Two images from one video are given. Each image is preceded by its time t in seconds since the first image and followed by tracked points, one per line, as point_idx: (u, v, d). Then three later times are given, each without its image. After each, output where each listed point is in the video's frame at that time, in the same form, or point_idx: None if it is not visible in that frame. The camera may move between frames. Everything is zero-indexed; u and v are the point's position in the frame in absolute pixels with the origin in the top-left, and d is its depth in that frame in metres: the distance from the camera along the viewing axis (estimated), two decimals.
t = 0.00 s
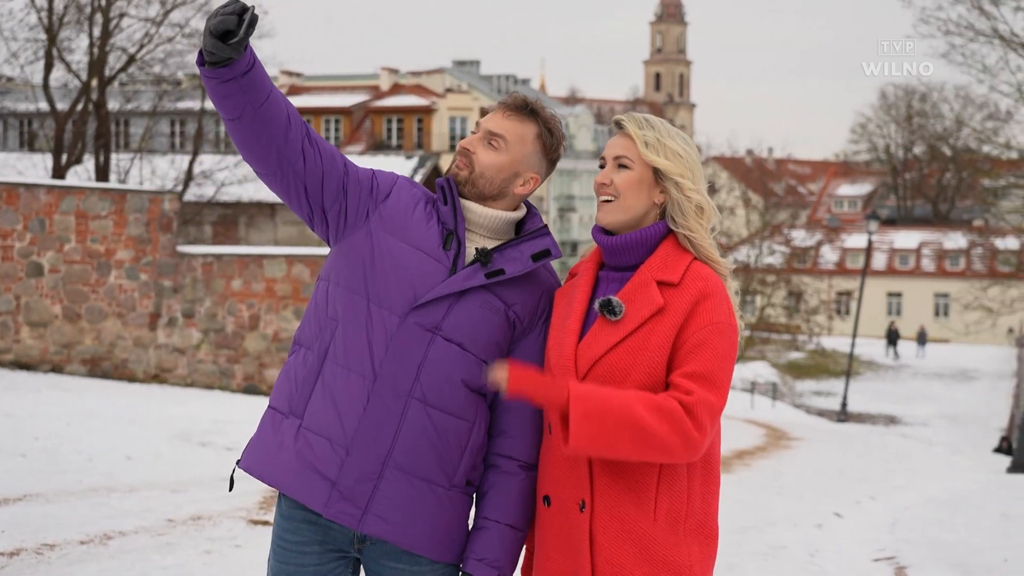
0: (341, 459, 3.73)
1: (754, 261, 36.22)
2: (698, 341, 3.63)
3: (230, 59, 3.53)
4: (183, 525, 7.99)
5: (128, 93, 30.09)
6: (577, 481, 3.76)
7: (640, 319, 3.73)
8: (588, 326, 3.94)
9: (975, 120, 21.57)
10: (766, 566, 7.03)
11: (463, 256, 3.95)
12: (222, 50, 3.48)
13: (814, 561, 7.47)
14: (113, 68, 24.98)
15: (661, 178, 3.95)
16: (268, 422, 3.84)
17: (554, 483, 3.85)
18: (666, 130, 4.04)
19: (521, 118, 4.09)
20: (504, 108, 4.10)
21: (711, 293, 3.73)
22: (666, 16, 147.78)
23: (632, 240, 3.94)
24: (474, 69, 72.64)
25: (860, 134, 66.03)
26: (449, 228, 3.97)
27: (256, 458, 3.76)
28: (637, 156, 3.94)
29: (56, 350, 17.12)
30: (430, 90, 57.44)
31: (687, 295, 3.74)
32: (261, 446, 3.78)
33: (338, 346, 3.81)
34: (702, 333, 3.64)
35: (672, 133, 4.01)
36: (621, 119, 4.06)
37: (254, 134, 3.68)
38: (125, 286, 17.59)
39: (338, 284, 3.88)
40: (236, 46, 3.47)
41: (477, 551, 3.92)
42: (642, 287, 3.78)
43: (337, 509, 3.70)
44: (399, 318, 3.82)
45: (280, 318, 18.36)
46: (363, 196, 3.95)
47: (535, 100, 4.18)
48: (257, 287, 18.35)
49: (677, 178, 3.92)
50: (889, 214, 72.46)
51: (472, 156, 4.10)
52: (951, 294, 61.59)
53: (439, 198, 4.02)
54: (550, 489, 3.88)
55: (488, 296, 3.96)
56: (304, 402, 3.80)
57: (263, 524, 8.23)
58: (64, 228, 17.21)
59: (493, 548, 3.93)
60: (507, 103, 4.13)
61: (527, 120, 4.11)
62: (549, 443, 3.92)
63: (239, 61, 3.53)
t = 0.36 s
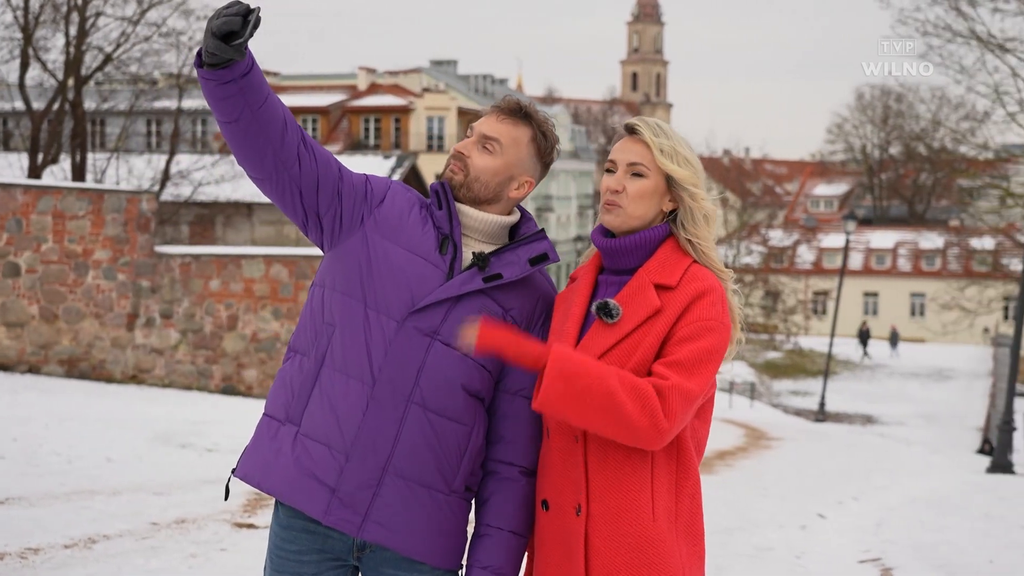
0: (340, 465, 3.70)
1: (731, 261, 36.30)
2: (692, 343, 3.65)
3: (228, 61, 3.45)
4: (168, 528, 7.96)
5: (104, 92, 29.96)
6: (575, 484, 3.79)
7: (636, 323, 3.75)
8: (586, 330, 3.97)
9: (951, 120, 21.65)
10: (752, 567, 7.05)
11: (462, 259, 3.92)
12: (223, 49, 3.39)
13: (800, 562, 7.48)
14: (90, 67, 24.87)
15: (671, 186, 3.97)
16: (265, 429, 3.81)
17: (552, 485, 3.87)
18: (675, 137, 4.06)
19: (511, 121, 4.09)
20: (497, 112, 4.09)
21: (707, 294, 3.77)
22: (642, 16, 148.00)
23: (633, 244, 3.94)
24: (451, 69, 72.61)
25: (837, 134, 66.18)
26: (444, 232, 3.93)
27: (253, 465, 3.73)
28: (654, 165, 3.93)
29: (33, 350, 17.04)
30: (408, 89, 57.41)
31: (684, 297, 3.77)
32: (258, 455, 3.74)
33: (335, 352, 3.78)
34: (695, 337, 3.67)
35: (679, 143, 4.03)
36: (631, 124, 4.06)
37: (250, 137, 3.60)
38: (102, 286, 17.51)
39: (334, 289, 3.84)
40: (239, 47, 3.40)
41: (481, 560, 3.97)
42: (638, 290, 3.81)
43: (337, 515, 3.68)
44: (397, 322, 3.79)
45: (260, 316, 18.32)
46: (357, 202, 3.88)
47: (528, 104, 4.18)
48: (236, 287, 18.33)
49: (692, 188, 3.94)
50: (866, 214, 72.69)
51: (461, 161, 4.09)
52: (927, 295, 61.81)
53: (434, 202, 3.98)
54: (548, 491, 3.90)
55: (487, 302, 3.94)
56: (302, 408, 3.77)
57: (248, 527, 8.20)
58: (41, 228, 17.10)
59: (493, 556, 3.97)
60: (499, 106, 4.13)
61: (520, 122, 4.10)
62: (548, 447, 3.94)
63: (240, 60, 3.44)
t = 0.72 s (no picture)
0: (336, 471, 3.68)
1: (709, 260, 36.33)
2: (696, 360, 3.66)
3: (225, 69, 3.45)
4: (152, 531, 7.92)
5: (80, 91, 29.82)
6: (572, 489, 3.78)
7: (635, 330, 3.75)
8: (584, 336, 3.95)
9: (928, 119, 21.71)
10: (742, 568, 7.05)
11: (459, 263, 3.89)
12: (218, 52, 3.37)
13: (787, 562, 7.47)
14: (66, 66, 24.74)
15: (643, 175, 3.92)
16: (260, 433, 3.78)
17: (550, 491, 3.86)
18: (661, 134, 4.02)
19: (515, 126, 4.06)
20: (499, 114, 4.06)
21: (705, 304, 3.75)
22: (619, 14, 148.13)
23: (622, 247, 3.92)
24: (429, 68, 72.54)
25: (813, 133, 66.34)
26: (443, 234, 3.90)
27: (250, 467, 3.70)
28: (623, 158, 3.94)
29: (10, 351, 16.88)
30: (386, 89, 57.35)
31: (683, 307, 3.76)
32: (255, 458, 3.71)
33: (332, 355, 3.75)
34: (699, 356, 3.66)
35: (662, 136, 3.98)
36: (621, 129, 4.06)
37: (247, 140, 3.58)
38: (79, 286, 17.42)
39: (331, 292, 3.82)
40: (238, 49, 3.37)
41: (475, 566, 3.92)
42: (637, 295, 3.80)
43: (332, 521, 3.66)
44: (394, 326, 3.77)
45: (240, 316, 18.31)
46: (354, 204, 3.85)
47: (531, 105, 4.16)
48: (214, 287, 18.31)
49: (656, 171, 3.87)
50: (843, 213, 72.86)
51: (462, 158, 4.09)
52: (903, 294, 61.98)
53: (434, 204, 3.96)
54: (545, 497, 3.89)
55: (485, 305, 3.91)
56: (299, 412, 3.74)
57: (233, 529, 8.16)
58: (18, 227, 16.97)
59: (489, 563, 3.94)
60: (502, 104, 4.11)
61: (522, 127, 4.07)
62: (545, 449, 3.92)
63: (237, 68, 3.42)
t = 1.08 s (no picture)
0: (332, 476, 3.66)
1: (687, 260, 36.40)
2: (701, 358, 3.64)
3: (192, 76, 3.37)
4: (134, 531, 7.87)
5: (56, 91, 29.70)
6: (573, 487, 3.76)
7: (637, 326, 3.72)
8: (582, 332, 3.94)
9: (905, 119, 21.74)
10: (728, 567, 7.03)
11: (444, 257, 3.86)
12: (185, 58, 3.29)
13: (774, 562, 7.45)
14: (41, 65, 24.63)
15: (640, 172, 3.89)
16: (248, 438, 3.72)
17: (548, 489, 3.85)
18: (656, 129, 3.98)
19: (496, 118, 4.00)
20: (481, 109, 4.00)
21: (708, 301, 3.72)
22: (595, 14, 148.10)
23: (625, 243, 3.90)
24: (406, 67, 72.51)
25: (789, 133, 66.41)
26: (424, 227, 3.86)
27: (239, 477, 3.66)
28: (618, 155, 3.88)
29: None
30: (362, 88, 57.27)
31: (685, 302, 3.74)
32: (245, 468, 3.66)
33: (320, 358, 3.71)
34: (704, 352, 3.64)
35: (657, 129, 3.93)
36: (616, 121, 4.02)
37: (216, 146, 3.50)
38: (56, 286, 17.34)
39: (313, 293, 3.77)
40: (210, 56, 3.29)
41: (472, 559, 3.96)
42: (640, 291, 3.77)
43: (333, 527, 3.65)
44: (382, 325, 3.73)
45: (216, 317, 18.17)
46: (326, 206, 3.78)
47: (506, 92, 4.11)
48: (191, 287, 18.19)
49: (655, 168, 3.84)
50: (818, 213, 73.07)
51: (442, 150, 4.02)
52: (879, 293, 62.15)
53: (414, 195, 3.90)
54: (544, 494, 3.89)
55: (471, 300, 3.90)
56: (288, 416, 3.70)
57: (217, 530, 8.11)
58: None
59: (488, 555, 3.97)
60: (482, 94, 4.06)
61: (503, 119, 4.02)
62: (543, 445, 3.91)
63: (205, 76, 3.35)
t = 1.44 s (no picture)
0: (322, 495, 3.76)
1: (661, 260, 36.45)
2: (694, 354, 3.78)
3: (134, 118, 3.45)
4: (112, 533, 7.82)
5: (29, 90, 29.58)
6: (565, 487, 3.88)
7: (629, 324, 3.86)
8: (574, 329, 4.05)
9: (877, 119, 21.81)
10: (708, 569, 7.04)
11: (391, 258, 3.96)
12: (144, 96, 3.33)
13: (755, 562, 7.46)
14: (13, 64, 24.51)
15: (630, 175, 3.96)
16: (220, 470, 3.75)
17: (539, 488, 3.97)
18: (649, 127, 4.03)
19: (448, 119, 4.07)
20: (441, 122, 4.05)
21: (701, 299, 3.86)
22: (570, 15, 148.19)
23: (615, 242, 4.01)
24: (380, 67, 72.44)
25: (762, 133, 66.53)
26: (369, 228, 3.94)
27: (218, 516, 3.70)
28: (610, 158, 3.94)
29: None
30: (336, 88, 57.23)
31: (678, 300, 3.87)
32: (227, 501, 3.70)
33: (289, 378, 3.77)
34: (697, 350, 3.78)
35: (647, 130, 3.99)
36: (610, 117, 4.07)
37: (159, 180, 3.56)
38: (28, 286, 17.40)
39: (266, 312, 3.82)
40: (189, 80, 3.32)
41: (454, 548, 4.20)
42: (632, 290, 3.90)
43: (328, 548, 3.74)
44: (348, 335, 3.83)
45: (189, 317, 17.97)
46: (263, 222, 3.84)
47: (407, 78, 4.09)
48: (164, 287, 18.05)
49: (647, 174, 3.90)
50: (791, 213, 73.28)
51: (420, 170, 4.01)
52: (852, 293, 62.36)
53: (354, 193, 3.97)
54: (533, 494, 4.01)
55: (427, 298, 4.05)
56: (260, 442, 3.75)
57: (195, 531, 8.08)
58: None
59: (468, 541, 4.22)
60: (417, 99, 4.01)
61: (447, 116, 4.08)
62: (534, 444, 4.03)
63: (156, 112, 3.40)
